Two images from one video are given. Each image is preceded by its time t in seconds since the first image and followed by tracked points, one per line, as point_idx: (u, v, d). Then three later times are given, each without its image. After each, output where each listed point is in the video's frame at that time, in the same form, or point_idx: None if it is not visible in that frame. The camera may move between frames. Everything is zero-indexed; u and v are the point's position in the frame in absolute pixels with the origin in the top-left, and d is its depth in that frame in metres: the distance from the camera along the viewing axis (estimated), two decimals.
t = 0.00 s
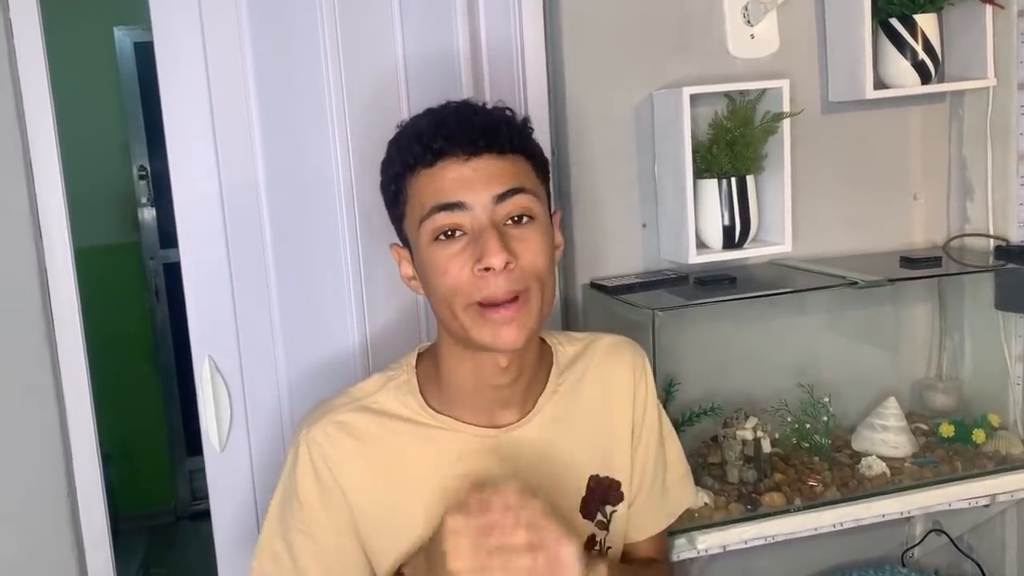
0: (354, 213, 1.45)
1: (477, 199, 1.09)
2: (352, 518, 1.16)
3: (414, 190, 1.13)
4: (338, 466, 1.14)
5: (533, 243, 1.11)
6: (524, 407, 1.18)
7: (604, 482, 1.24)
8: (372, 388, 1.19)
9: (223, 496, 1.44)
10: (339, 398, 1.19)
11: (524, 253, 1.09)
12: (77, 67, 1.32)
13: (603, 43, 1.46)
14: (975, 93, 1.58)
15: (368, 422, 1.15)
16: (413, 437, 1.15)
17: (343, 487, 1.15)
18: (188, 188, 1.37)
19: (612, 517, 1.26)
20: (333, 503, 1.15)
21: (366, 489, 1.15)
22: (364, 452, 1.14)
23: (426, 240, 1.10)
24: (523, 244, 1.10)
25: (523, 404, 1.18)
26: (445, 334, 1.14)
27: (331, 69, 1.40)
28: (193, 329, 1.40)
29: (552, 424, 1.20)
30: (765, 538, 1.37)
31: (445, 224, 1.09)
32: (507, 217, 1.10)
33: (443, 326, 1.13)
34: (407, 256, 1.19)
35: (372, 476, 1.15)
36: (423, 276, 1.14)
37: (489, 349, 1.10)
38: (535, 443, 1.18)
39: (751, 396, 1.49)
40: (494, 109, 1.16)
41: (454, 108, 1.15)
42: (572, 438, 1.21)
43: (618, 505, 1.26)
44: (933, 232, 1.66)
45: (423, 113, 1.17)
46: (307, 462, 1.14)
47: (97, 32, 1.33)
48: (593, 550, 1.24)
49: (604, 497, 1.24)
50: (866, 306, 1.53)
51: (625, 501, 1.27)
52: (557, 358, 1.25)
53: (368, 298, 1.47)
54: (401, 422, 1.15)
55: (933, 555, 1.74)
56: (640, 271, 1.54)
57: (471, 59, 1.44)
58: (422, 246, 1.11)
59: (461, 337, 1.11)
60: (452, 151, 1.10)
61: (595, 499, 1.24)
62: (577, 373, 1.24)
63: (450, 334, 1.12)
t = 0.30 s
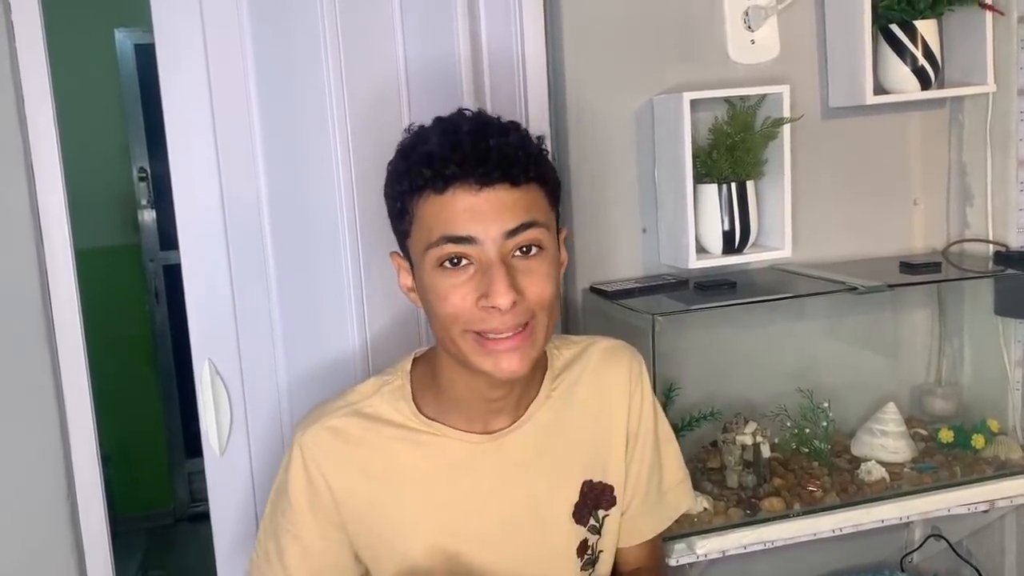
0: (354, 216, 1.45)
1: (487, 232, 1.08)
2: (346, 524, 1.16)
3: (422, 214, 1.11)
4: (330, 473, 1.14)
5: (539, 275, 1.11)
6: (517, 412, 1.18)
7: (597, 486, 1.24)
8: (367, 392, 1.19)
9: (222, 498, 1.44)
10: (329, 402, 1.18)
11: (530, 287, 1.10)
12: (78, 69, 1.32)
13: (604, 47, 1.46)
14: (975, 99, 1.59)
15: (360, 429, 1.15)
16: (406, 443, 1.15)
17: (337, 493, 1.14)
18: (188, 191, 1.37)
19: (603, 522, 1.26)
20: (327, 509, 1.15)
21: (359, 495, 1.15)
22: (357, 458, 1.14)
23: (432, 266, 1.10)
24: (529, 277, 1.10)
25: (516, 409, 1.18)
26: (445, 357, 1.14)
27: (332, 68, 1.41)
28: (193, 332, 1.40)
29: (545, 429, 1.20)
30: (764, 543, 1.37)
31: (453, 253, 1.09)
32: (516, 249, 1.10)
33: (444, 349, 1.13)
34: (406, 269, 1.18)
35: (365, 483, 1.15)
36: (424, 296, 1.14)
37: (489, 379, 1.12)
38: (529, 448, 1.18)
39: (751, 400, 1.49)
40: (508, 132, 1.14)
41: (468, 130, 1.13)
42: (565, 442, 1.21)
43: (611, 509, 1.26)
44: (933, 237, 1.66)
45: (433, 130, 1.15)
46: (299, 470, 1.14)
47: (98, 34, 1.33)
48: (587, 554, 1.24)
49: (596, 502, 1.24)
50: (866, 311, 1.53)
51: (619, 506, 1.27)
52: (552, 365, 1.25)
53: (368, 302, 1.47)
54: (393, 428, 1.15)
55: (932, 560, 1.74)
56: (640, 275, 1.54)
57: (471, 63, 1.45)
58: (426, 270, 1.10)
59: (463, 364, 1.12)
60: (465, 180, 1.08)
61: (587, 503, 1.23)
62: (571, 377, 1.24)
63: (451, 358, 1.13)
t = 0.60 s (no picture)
0: (368, 220, 1.45)
1: (561, 323, 0.99)
2: None
3: (475, 293, 1.01)
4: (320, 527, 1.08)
5: (611, 360, 1.03)
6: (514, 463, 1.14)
7: (600, 533, 1.20)
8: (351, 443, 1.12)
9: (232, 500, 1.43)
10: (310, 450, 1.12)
11: (613, 390, 1.02)
12: (94, 70, 1.33)
13: (619, 54, 1.46)
14: (991, 109, 1.58)
15: (347, 478, 1.09)
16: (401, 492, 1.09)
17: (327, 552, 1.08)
18: (203, 192, 1.37)
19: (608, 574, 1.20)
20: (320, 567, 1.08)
21: (348, 547, 1.08)
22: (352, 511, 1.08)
23: (472, 351, 1.03)
24: (608, 386, 1.02)
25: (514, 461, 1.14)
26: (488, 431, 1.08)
27: (349, 71, 1.41)
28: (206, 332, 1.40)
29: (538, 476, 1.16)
30: (775, 553, 1.36)
31: (508, 339, 1.01)
32: (590, 344, 1.00)
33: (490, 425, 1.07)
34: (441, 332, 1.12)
35: (355, 537, 1.08)
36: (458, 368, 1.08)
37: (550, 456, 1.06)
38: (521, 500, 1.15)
39: (762, 408, 1.49)
40: (567, 277, 0.97)
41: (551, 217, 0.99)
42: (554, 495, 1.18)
43: (617, 556, 1.21)
44: (948, 248, 1.65)
45: (481, 195, 1.05)
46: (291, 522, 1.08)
47: (112, 35, 1.34)
48: None
49: (599, 550, 1.20)
50: (879, 321, 1.52)
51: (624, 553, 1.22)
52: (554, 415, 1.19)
53: (382, 305, 1.47)
54: (381, 479, 1.09)
55: (943, 571, 1.74)
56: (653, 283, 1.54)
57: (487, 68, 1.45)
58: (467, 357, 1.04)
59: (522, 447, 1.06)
60: (525, 273, 0.98)
61: (590, 551, 1.19)
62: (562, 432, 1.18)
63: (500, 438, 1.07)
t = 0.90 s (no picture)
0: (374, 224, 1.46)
1: (471, 290, 0.91)
2: None
3: (378, 264, 0.89)
4: (181, 527, 0.96)
5: (511, 303, 0.98)
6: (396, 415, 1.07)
7: (489, 463, 1.18)
8: (210, 438, 0.99)
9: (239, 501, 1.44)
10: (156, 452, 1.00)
11: (507, 339, 0.98)
12: (100, 71, 1.34)
13: (625, 55, 1.47)
14: (998, 110, 1.58)
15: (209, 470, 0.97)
16: (266, 473, 0.99)
17: (187, 553, 0.96)
18: (211, 192, 1.38)
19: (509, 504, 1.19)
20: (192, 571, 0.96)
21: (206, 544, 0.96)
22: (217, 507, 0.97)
23: (373, 329, 0.93)
24: (505, 335, 0.98)
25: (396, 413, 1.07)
26: (383, 400, 1.00)
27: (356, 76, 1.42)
28: (213, 333, 1.42)
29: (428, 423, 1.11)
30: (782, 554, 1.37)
31: (414, 311, 0.91)
32: (495, 303, 0.94)
33: (385, 394, 1.00)
34: (319, 295, 0.95)
35: (225, 530, 0.97)
36: (349, 344, 0.97)
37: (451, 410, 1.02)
38: (405, 461, 1.07)
39: (768, 411, 1.49)
40: (468, 244, 0.88)
41: (432, 177, 0.87)
42: (439, 451, 1.12)
43: (511, 484, 1.19)
44: (954, 248, 1.65)
45: (368, 148, 0.89)
46: (148, 529, 0.95)
47: (120, 35, 1.34)
48: (496, 536, 1.16)
49: (492, 479, 1.17)
50: (886, 323, 1.52)
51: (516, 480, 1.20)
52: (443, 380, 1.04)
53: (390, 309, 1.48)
54: (255, 463, 0.98)
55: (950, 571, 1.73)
56: (659, 284, 1.54)
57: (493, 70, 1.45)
58: (367, 333, 0.93)
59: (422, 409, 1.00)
60: (439, 242, 0.87)
61: (484, 481, 1.16)
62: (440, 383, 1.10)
63: (397, 403, 1.01)
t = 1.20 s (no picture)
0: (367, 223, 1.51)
1: (473, 78, 0.96)
2: (179, 424, 0.93)
3: (383, 44, 0.93)
4: (149, 360, 0.92)
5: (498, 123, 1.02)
6: (369, 253, 1.07)
7: (451, 327, 1.19)
8: (177, 270, 0.97)
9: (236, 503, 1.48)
10: (106, 298, 0.95)
11: (497, 156, 1.02)
12: (99, 73, 1.36)
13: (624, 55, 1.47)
14: (996, 111, 1.59)
15: (166, 303, 0.94)
16: (234, 298, 0.97)
17: (156, 382, 0.92)
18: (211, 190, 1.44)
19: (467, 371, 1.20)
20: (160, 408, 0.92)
21: (168, 390, 0.93)
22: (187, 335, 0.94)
23: (377, 112, 0.95)
24: (496, 147, 1.01)
25: (371, 250, 1.07)
26: (370, 215, 1.01)
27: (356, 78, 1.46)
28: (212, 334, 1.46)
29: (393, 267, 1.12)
30: (781, 555, 1.37)
31: (418, 97, 0.95)
32: (493, 101, 0.99)
33: (372, 205, 1.00)
34: (312, 97, 0.97)
35: (197, 356, 0.94)
36: (344, 141, 0.97)
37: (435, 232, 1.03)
38: (380, 296, 1.07)
39: (767, 412, 1.49)
40: (473, 32, 0.94)
41: None
42: (406, 299, 1.12)
43: (470, 349, 1.21)
44: (952, 248, 1.65)
45: None
46: (109, 358, 0.90)
47: (120, 36, 1.36)
48: (457, 398, 1.17)
49: (455, 344, 1.19)
50: (884, 322, 1.52)
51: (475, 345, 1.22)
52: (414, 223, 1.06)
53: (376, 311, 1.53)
54: (211, 293, 0.96)
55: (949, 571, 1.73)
56: (658, 283, 1.55)
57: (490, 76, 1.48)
58: (369, 117, 0.95)
59: (409, 223, 1.01)
60: (444, 19, 0.93)
61: (447, 344, 1.18)
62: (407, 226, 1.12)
63: (384, 217, 1.01)
